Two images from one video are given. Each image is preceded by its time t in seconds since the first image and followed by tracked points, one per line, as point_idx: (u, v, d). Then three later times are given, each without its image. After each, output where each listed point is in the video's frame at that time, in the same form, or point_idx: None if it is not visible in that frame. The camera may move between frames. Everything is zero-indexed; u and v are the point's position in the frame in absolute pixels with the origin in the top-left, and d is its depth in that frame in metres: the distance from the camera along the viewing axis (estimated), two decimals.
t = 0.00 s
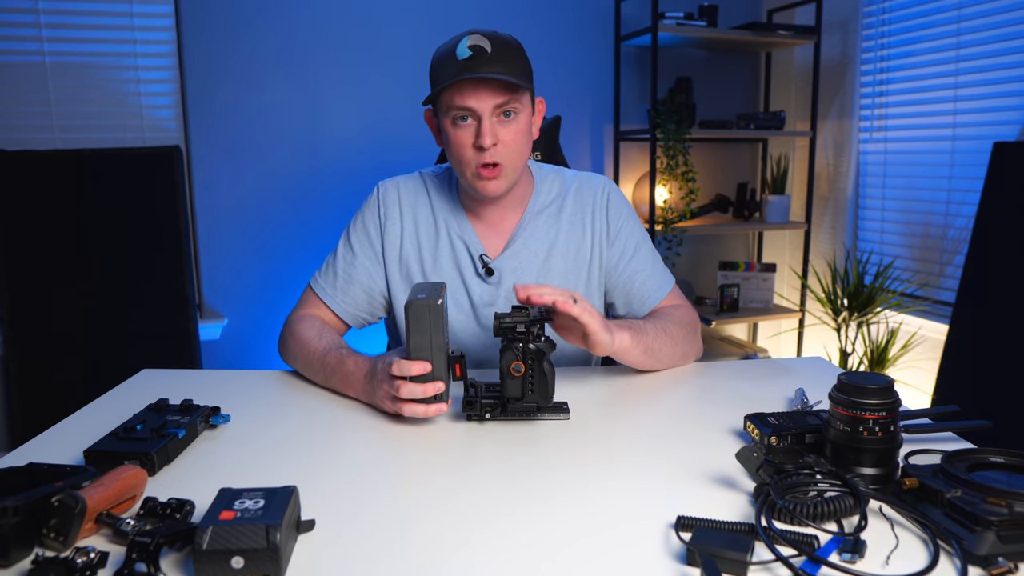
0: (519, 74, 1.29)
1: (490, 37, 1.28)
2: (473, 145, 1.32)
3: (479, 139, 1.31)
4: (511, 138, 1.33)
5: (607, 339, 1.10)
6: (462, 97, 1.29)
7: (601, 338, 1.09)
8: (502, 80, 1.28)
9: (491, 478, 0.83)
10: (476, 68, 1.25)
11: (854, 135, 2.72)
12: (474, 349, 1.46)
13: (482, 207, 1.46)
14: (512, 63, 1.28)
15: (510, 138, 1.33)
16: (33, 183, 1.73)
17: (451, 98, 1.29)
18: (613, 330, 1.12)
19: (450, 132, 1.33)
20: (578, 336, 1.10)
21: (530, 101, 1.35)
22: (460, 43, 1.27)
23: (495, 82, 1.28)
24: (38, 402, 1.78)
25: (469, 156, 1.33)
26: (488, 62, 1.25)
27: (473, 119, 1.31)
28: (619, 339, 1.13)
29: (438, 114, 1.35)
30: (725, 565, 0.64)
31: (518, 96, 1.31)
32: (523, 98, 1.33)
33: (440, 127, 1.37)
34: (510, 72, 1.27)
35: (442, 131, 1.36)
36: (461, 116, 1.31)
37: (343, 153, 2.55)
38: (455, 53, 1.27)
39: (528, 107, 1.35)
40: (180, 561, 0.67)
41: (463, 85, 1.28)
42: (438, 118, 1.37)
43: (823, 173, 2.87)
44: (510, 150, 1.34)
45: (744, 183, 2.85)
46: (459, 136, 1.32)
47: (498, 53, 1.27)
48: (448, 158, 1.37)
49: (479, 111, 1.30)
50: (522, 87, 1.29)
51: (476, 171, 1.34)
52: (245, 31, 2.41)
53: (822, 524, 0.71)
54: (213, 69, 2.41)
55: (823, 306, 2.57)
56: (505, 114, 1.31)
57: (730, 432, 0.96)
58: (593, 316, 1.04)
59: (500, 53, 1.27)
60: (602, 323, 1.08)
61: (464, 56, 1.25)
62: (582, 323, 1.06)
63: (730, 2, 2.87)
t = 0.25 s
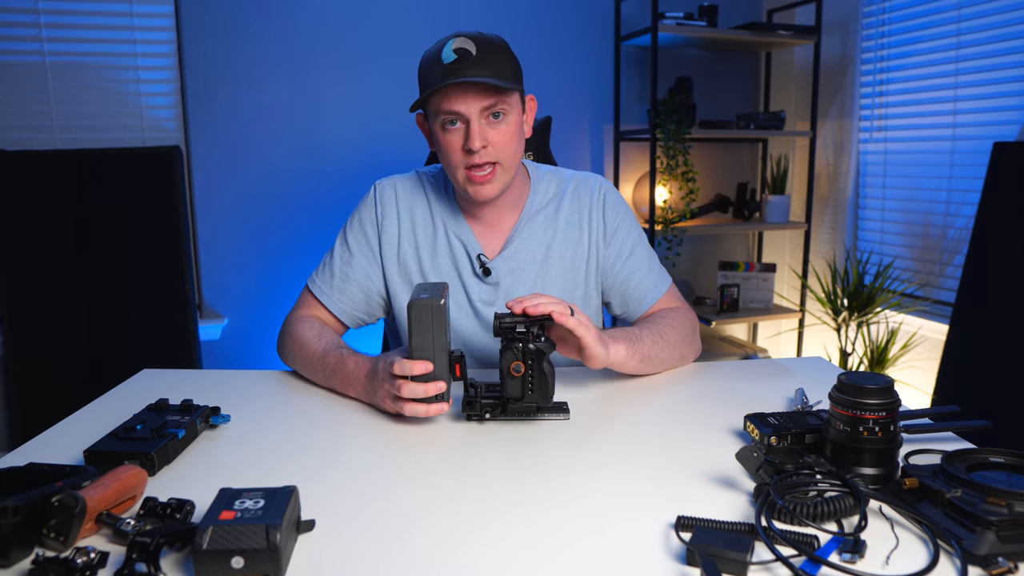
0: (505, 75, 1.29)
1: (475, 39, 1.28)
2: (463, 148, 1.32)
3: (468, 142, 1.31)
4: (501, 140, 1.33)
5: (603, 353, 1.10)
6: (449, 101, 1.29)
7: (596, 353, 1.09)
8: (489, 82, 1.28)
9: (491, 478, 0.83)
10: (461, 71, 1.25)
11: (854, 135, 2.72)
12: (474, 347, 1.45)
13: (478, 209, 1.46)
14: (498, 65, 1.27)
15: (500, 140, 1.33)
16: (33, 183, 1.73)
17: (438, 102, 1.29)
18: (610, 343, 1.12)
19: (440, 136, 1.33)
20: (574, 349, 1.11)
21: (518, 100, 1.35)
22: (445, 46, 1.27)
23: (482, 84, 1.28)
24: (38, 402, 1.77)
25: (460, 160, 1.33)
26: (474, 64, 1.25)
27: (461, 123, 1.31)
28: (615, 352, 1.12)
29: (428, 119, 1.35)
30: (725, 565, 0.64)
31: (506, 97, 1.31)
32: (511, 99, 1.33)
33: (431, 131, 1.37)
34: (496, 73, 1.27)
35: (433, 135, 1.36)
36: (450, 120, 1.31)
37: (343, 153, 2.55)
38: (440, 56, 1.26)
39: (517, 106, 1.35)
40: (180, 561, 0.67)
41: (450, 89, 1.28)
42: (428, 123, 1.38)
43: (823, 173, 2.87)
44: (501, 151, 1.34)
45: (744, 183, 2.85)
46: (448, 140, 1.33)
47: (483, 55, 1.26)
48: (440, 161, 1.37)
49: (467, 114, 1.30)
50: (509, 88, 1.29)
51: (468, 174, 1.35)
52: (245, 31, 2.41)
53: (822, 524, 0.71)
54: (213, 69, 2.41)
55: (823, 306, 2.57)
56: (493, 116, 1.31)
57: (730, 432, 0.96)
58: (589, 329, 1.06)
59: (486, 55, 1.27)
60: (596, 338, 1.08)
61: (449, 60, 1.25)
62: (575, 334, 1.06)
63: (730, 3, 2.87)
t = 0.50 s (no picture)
0: (494, 70, 1.29)
1: (462, 37, 1.28)
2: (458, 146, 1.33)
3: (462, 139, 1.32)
4: (496, 135, 1.34)
5: (602, 357, 1.10)
6: (440, 101, 1.29)
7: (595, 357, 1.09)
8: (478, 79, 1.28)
9: (491, 478, 0.83)
10: (449, 71, 1.25)
11: (854, 135, 2.72)
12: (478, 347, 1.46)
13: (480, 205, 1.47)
14: (487, 61, 1.27)
15: (494, 135, 1.34)
16: (33, 183, 1.73)
17: (430, 102, 1.30)
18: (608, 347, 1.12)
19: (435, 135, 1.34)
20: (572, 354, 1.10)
21: (510, 94, 1.35)
22: (433, 47, 1.27)
23: (471, 81, 1.28)
24: (38, 402, 1.77)
25: (456, 158, 1.34)
26: (463, 63, 1.25)
27: (454, 121, 1.31)
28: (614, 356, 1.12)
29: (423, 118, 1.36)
30: (725, 565, 0.64)
31: (497, 92, 1.31)
32: (502, 93, 1.33)
33: (427, 131, 1.38)
34: (485, 69, 1.27)
35: (429, 135, 1.37)
36: (443, 119, 1.32)
37: (343, 153, 2.55)
38: (429, 58, 1.27)
39: (510, 100, 1.35)
40: (180, 561, 0.67)
41: (440, 89, 1.28)
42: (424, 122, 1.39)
43: (823, 173, 2.87)
44: (496, 146, 1.34)
45: (744, 184, 2.85)
46: (443, 138, 1.33)
47: (471, 53, 1.26)
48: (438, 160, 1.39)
49: (459, 112, 1.30)
50: (499, 83, 1.29)
51: (464, 171, 1.35)
52: (245, 31, 2.41)
53: (822, 524, 0.71)
54: (213, 69, 2.41)
55: (823, 306, 2.57)
56: (485, 111, 1.32)
57: (730, 432, 0.96)
58: (587, 333, 1.06)
59: (474, 52, 1.27)
60: (594, 341, 1.07)
61: (437, 60, 1.25)
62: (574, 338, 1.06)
63: (730, 2, 2.87)
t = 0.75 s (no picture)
0: (500, 64, 1.31)
1: (473, 32, 1.31)
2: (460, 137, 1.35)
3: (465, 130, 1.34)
4: (499, 128, 1.35)
5: (601, 357, 1.09)
6: (445, 92, 1.32)
7: (594, 357, 1.08)
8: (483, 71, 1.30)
9: (491, 478, 0.83)
10: (455, 62, 1.28)
11: (854, 135, 2.72)
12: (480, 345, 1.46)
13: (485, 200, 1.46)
14: (493, 54, 1.30)
15: (497, 128, 1.35)
16: (32, 184, 1.73)
17: (436, 93, 1.34)
18: (608, 346, 1.11)
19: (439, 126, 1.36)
20: (571, 353, 1.10)
21: (516, 90, 1.36)
22: (443, 40, 1.31)
23: (476, 74, 1.31)
24: (37, 402, 1.77)
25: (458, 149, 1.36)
26: (468, 55, 1.28)
27: (458, 112, 1.34)
28: (613, 356, 1.12)
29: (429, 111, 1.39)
30: (725, 565, 0.63)
31: (501, 86, 1.33)
32: (507, 88, 1.35)
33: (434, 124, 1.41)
34: (490, 62, 1.29)
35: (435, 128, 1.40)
36: (447, 110, 1.34)
37: (343, 153, 2.55)
38: (438, 50, 1.30)
39: (514, 96, 1.37)
40: (180, 561, 0.67)
41: (446, 80, 1.32)
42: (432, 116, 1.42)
43: (823, 173, 2.87)
44: (498, 139, 1.35)
45: (744, 183, 2.85)
46: (446, 130, 1.35)
47: (478, 46, 1.29)
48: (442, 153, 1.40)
49: (462, 103, 1.33)
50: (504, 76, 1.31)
51: (466, 164, 1.36)
52: (245, 31, 2.41)
53: (822, 524, 0.71)
54: (213, 70, 2.41)
55: (823, 306, 2.57)
56: (489, 104, 1.34)
57: (730, 432, 0.96)
58: (586, 334, 1.06)
59: (481, 45, 1.30)
60: (593, 342, 1.07)
61: (446, 52, 1.28)
62: (573, 338, 1.06)
63: (730, 2, 2.87)
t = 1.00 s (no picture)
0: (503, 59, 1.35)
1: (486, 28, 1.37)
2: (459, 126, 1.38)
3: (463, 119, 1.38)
4: (498, 120, 1.37)
5: (603, 357, 1.09)
6: (451, 81, 1.38)
7: (595, 358, 1.08)
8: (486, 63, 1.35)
9: (491, 478, 0.83)
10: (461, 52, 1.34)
11: (854, 135, 2.72)
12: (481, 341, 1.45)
13: (487, 193, 1.48)
14: (498, 50, 1.35)
15: (495, 121, 1.37)
16: (31, 188, 1.74)
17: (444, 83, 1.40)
18: (609, 346, 1.11)
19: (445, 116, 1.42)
20: (573, 353, 1.10)
21: (520, 88, 1.39)
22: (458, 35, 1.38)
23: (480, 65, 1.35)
24: (37, 403, 1.77)
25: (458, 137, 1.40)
26: (473, 46, 1.33)
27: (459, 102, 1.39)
28: (614, 356, 1.12)
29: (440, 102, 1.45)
30: (725, 565, 0.63)
31: (503, 81, 1.36)
32: (511, 84, 1.38)
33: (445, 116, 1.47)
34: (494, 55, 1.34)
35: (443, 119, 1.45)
36: (451, 100, 1.40)
37: (343, 153, 2.55)
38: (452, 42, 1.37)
39: (518, 94, 1.39)
40: (180, 561, 0.67)
41: (451, 70, 1.38)
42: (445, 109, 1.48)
43: (823, 173, 2.87)
44: (496, 132, 1.37)
45: (744, 183, 2.85)
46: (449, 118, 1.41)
47: (484, 40, 1.34)
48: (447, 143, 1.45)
49: (464, 93, 1.37)
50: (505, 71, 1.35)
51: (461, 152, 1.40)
52: (245, 31, 2.41)
53: (822, 524, 0.71)
54: (213, 70, 2.41)
55: (823, 306, 2.57)
56: (489, 97, 1.37)
57: (730, 432, 0.96)
58: (586, 334, 1.06)
59: (489, 41, 1.34)
60: (593, 342, 1.07)
61: (456, 43, 1.35)
62: (574, 338, 1.06)
63: (730, 2, 2.87)
